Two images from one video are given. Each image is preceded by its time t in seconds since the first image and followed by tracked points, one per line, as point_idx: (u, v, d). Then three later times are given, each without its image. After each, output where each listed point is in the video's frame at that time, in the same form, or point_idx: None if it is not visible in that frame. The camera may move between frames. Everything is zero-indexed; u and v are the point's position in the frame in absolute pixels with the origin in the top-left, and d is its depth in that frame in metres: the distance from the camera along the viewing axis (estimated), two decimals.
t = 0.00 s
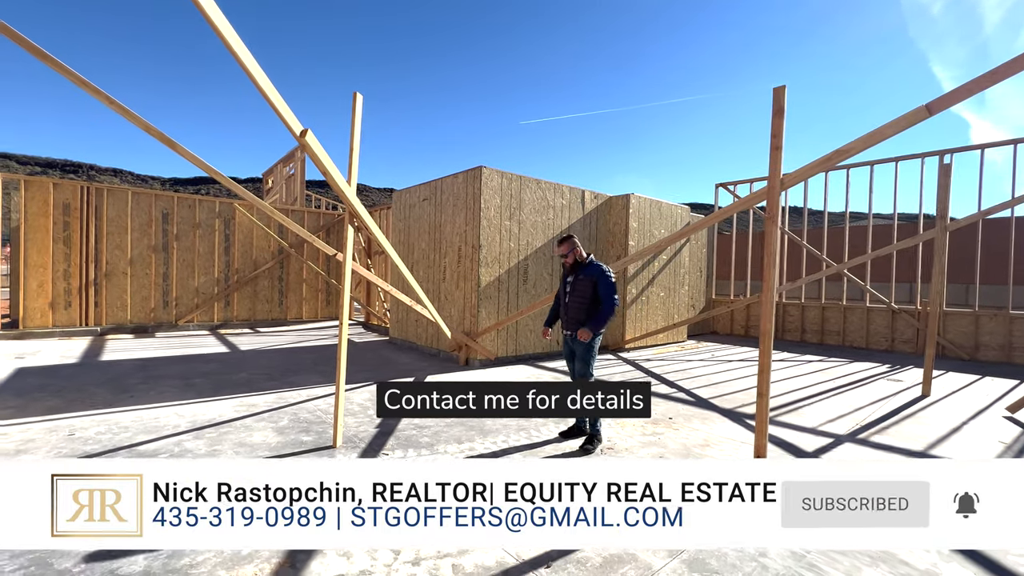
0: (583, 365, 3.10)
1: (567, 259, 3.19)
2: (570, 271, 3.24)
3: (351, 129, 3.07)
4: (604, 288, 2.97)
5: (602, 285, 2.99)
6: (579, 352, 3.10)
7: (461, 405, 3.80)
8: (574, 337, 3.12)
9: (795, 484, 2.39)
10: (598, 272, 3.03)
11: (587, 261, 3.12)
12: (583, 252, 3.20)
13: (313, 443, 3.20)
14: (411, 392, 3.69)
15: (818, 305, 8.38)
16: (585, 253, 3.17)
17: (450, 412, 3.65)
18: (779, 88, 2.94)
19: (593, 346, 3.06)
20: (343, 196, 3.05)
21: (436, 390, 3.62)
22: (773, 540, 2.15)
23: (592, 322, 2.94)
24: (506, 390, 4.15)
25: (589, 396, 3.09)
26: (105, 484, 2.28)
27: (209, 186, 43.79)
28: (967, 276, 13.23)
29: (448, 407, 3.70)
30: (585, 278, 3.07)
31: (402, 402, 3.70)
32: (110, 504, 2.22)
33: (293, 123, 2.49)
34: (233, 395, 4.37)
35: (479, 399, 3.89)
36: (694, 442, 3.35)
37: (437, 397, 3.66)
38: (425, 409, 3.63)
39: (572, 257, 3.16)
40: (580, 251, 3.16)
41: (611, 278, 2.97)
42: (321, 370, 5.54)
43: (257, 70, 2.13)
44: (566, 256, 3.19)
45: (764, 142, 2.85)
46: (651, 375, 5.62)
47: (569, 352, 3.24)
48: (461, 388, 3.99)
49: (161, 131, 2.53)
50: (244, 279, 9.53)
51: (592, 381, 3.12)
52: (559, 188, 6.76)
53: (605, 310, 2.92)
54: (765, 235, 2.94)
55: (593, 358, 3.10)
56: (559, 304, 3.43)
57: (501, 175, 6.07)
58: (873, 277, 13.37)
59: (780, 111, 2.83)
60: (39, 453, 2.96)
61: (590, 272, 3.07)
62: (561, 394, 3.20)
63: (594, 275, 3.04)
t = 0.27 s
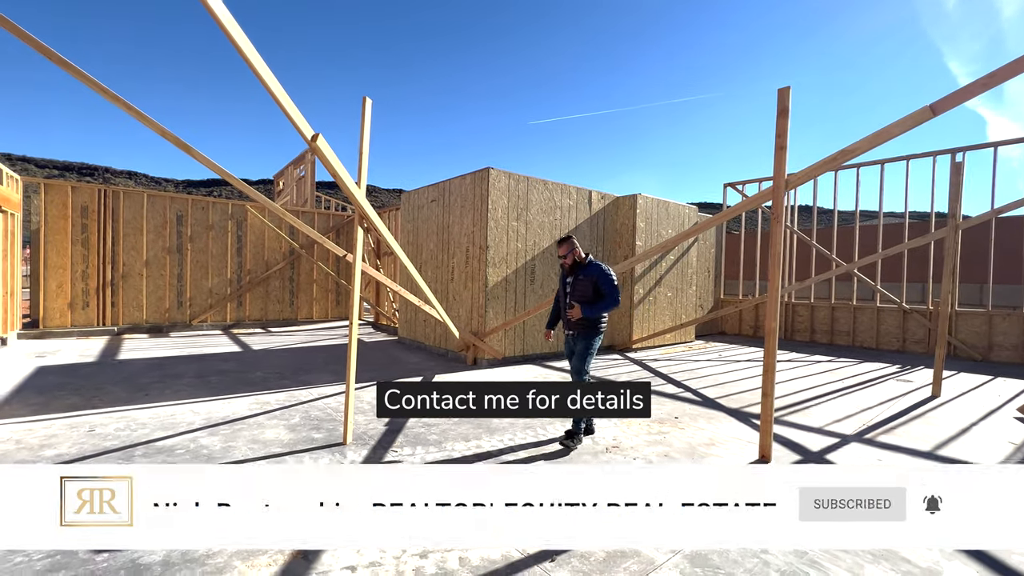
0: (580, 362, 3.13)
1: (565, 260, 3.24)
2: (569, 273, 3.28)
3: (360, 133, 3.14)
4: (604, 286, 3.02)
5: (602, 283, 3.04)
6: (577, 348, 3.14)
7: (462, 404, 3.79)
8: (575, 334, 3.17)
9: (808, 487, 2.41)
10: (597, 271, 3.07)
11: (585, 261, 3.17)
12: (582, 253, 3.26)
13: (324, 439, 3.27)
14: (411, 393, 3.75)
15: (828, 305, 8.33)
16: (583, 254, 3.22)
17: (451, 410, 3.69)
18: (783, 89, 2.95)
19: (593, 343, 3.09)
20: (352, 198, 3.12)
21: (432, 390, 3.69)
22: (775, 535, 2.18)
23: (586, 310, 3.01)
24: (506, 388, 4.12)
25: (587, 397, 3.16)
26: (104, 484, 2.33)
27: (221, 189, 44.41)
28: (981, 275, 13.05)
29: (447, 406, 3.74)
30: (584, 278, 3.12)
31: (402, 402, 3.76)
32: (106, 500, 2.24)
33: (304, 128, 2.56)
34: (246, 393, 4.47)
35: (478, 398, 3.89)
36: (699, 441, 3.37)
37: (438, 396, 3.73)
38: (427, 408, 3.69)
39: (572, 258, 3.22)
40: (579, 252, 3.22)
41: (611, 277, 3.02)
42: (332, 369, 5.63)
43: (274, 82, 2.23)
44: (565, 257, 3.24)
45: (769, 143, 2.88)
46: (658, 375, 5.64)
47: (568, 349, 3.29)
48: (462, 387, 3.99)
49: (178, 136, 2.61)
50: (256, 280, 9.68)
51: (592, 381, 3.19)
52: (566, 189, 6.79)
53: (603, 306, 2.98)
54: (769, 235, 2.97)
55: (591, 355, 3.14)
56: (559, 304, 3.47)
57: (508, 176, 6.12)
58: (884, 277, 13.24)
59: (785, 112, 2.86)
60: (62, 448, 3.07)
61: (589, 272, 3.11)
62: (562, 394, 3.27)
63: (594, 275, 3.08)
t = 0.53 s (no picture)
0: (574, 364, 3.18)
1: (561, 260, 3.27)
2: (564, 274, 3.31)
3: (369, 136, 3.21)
4: (601, 289, 3.08)
5: (598, 286, 3.10)
6: (570, 349, 3.19)
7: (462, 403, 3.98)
8: (569, 336, 3.23)
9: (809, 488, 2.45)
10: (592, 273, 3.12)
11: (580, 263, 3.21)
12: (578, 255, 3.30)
13: (334, 437, 3.34)
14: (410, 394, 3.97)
15: (837, 304, 8.28)
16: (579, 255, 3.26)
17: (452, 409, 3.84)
18: (788, 89, 2.97)
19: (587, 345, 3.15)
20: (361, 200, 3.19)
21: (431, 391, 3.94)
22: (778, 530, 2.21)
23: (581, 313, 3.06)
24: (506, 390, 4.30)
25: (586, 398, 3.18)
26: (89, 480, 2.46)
27: (231, 191, 44.90)
28: (993, 273, 12.90)
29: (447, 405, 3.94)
30: (580, 279, 3.16)
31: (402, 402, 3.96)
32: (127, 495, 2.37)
33: (315, 132, 2.63)
34: (258, 391, 4.56)
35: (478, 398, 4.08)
36: (705, 439, 3.40)
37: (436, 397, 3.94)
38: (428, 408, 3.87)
39: (567, 259, 3.25)
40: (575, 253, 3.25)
41: (608, 280, 3.09)
42: (341, 368, 5.72)
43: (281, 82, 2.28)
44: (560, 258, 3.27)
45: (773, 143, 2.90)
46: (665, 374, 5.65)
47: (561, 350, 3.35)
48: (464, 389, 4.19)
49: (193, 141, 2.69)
50: (266, 280, 9.81)
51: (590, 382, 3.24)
52: (572, 189, 6.83)
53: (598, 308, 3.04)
54: (775, 236, 3.00)
55: (585, 355, 3.20)
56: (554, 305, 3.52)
57: (515, 177, 6.17)
58: (894, 275, 13.12)
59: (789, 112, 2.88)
60: (83, 444, 3.17)
61: (584, 274, 3.16)
62: (560, 394, 3.22)
63: (589, 276, 3.13)
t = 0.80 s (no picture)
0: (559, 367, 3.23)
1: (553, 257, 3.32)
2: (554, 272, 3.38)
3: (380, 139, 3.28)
4: (590, 289, 3.12)
5: (586, 286, 3.14)
6: (558, 352, 3.23)
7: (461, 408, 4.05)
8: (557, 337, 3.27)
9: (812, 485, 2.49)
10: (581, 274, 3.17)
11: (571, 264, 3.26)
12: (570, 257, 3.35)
13: (346, 434, 3.42)
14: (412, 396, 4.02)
15: (846, 302, 8.23)
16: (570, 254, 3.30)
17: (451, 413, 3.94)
18: (793, 89, 3.00)
19: (574, 347, 3.19)
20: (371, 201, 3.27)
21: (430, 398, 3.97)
22: (783, 525, 2.24)
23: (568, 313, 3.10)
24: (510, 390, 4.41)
25: (586, 396, 3.23)
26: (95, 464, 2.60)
27: (242, 192, 45.41)
28: (1006, 272, 12.75)
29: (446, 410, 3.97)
30: (568, 280, 3.20)
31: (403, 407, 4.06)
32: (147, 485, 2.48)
33: (328, 136, 2.70)
34: (271, 389, 4.66)
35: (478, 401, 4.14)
36: (711, 437, 3.42)
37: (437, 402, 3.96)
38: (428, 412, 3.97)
39: (557, 257, 3.30)
40: (565, 253, 3.30)
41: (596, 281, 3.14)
42: (351, 367, 5.81)
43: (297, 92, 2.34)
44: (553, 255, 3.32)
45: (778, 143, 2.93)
46: (672, 373, 5.68)
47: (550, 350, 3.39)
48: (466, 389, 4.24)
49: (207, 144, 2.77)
50: (277, 281, 9.95)
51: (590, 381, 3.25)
52: (579, 189, 6.87)
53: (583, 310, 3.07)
54: (780, 235, 3.04)
55: (573, 357, 3.23)
56: (545, 306, 3.56)
57: (522, 177, 6.22)
58: (904, 274, 13.02)
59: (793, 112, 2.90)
60: (104, 439, 3.28)
61: (573, 274, 3.20)
62: (559, 393, 3.20)
63: (576, 278, 3.17)
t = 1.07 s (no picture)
0: (557, 366, 3.26)
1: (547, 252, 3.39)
2: (547, 267, 3.46)
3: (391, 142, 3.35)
4: (577, 286, 3.16)
5: (574, 283, 3.17)
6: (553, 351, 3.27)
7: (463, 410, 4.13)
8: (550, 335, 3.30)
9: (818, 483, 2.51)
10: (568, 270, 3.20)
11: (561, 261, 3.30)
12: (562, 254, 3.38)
13: (359, 430, 3.50)
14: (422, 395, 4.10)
15: (858, 301, 8.16)
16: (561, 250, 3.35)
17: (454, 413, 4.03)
18: (800, 89, 3.02)
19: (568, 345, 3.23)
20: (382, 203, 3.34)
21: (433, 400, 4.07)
22: (787, 520, 2.27)
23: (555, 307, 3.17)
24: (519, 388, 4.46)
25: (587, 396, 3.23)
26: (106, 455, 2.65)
27: (254, 193, 45.92)
28: (1023, 271, 12.56)
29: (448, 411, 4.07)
30: (557, 276, 3.24)
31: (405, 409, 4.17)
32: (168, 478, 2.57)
33: (341, 139, 2.78)
34: (285, 387, 4.76)
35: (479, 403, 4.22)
36: (718, 435, 3.45)
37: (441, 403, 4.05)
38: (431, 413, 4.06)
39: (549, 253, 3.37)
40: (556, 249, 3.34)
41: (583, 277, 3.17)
42: (362, 365, 5.91)
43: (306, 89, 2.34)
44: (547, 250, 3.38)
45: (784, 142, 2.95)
46: (680, 372, 5.69)
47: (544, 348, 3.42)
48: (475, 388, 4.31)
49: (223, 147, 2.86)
50: (289, 281, 10.10)
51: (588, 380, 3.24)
52: (587, 189, 6.90)
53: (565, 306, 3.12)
54: (786, 234, 3.06)
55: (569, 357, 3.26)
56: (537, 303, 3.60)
57: (530, 177, 6.27)
58: (918, 273, 12.86)
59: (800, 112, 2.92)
60: (126, 434, 3.39)
61: (562, 270, 3.24)
62: (559, 394, 3.16)
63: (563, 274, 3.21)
